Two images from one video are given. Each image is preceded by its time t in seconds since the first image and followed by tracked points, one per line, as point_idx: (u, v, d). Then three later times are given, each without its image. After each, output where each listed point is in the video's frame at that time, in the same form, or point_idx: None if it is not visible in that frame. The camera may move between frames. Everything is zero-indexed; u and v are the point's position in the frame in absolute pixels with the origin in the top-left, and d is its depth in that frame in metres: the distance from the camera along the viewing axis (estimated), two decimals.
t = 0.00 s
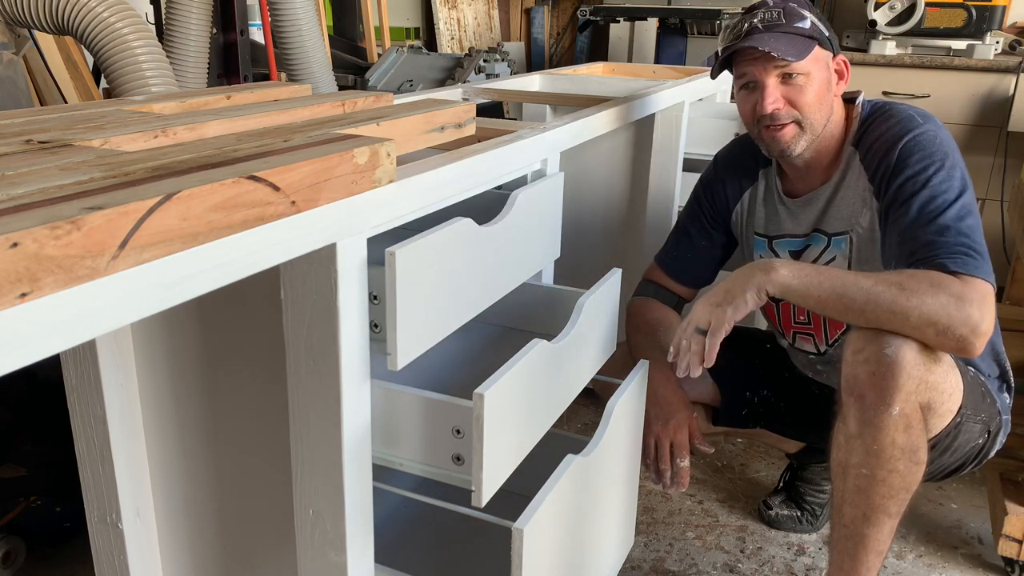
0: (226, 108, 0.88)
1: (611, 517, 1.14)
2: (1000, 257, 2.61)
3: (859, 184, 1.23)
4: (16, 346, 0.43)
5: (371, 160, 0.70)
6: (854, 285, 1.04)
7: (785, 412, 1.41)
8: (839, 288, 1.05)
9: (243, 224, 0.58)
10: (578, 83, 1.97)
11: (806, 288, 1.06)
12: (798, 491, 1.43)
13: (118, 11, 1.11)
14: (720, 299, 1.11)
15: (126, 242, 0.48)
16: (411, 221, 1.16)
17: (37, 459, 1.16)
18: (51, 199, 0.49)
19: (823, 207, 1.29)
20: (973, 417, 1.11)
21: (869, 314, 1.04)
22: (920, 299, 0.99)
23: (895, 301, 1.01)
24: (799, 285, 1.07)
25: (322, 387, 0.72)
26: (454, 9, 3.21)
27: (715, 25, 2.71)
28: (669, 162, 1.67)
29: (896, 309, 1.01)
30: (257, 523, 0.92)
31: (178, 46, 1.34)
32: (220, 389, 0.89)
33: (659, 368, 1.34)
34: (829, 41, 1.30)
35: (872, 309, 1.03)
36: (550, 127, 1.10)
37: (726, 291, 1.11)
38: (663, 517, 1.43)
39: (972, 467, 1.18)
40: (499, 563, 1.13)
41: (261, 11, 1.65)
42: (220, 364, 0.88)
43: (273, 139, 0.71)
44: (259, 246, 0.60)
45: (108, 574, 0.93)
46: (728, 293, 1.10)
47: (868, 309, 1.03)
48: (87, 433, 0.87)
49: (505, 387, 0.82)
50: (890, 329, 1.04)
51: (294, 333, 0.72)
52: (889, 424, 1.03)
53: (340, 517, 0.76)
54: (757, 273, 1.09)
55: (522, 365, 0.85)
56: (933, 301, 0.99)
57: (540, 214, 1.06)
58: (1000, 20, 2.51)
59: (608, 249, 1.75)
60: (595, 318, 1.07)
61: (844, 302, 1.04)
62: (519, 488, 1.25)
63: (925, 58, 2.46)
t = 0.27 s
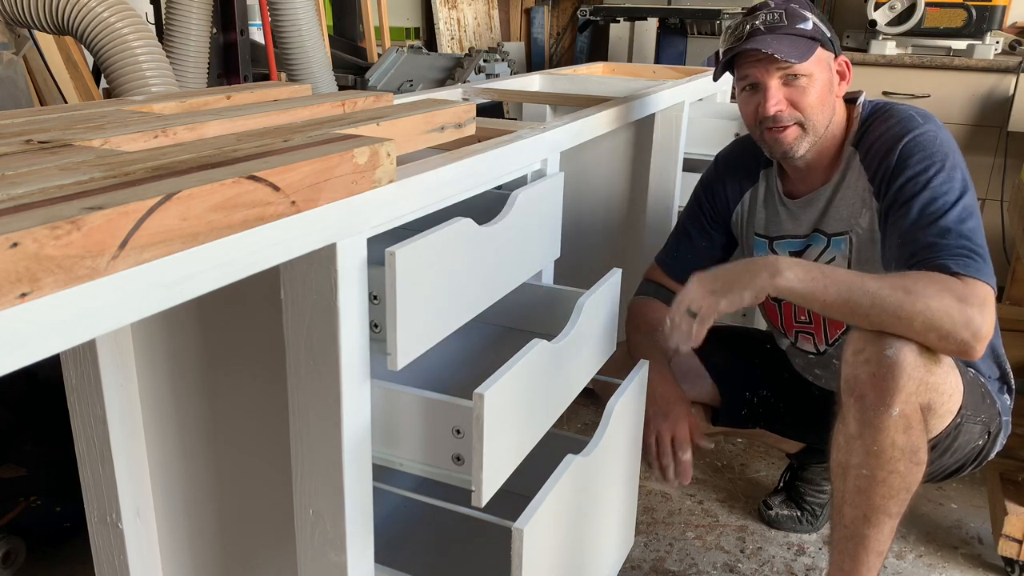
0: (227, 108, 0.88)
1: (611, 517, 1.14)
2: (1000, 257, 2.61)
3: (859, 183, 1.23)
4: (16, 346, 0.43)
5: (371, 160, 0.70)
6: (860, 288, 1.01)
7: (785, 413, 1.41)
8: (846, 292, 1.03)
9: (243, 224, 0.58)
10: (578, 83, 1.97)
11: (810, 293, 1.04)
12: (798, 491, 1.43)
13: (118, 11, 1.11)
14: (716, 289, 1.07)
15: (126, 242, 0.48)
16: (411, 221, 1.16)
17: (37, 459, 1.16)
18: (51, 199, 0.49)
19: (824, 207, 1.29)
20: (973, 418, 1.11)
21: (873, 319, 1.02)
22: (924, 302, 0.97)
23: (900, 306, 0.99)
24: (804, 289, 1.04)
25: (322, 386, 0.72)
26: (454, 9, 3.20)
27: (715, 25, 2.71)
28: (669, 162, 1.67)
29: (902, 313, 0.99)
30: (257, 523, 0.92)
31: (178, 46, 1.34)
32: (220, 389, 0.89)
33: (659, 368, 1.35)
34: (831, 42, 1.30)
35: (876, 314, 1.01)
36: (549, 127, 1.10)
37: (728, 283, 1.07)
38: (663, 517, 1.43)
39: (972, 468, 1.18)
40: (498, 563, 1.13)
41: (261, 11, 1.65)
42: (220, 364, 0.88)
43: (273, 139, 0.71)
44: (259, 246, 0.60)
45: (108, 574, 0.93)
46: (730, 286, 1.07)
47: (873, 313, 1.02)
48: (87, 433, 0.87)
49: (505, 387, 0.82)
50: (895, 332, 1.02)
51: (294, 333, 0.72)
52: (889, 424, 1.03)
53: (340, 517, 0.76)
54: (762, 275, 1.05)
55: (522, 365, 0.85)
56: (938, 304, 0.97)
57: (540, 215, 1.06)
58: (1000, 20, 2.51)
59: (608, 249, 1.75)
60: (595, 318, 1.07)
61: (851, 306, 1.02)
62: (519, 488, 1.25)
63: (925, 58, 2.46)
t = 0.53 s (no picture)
0: (226, 108, 0.88)
1: (611, 517, 1.14)
2: (1000, 257, 2.61)
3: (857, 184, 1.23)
4: (16, 346, 0.43)
5: (371, 160, 0.70)
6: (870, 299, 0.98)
7: (782, 416, 1.41)
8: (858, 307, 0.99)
9: (243, 224, 0.58)
10: (578, 83, 1.97)
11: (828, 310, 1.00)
12: (798, 491, 1.43)
13: (118, 11, 1.11)
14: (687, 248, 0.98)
15: (126, 242, 0.49)
16: (411, 221, 1.16)
17: (37, 459, 1.16)
18: (51, 199, 0.49)
19: (822, 205, 1.30)
20: (972, 420, 1.11)
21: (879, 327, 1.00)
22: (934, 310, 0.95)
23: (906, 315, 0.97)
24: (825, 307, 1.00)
25: (322, 386, 0.72)
26: (454, 9, 3.20)
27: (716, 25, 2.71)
28: (670, 162, 1.65)
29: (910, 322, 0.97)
30: (258, 523, 0.92)
31: (178, 46, 1.34)
32: (220, 389, 0.89)
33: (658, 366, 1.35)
34: (828, 39, 1.28)
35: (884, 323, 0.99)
36: (549, 127, 1.10)
37: (772, 278, 0.97)
38: (663, 517, 1.43)
39: (969, 470, 1.18)
40: (498, 563, 1.13)
41: (261, 11, 1.65)
42: (219, 364, 0.88)
43: (273, 139, 0.71)
44: (259, 246, 0.60)
45: (108, 574, 0.93)
46: (772, 283, 0.98)
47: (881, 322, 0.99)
48: (87, 433, 0.88)
49: (505, 388, 0.81)
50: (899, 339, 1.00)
51: (294, 333, 0.72)
52: (886, 428, 1.03)
53: (340, 517, 0.76)
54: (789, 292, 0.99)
55: (522, 365, 0.85)
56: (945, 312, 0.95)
57: (540, 214, 1.06)
58: (1000, 20, 2.51)
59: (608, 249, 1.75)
60: (595, 318, 1.08)
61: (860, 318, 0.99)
62: (519, 487, 1.24)
63: (925, 58, 2.46)
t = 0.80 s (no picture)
0: (227, 108, 0.88)
1: (611, 517, 1.14)
2: (1000, 257, 2.62)
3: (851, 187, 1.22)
4: (16, 346, 0.43)
5: (371, 160, 0.70)
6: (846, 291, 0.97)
7: (784, 417, 1.41)
8: (831, 293, 0.97)
9: (243, 224, 0.58)
10: (577, 83, 1.97)
11: (786, 297, 0.98)
12: (798, 491, 1.43)
13: (118, 11, 1.11)
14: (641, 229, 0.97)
15: (126, 242, 0.49)
16: (411, 222, 1.17)
17: (37, 459, 1.16)
18: (51, 199, 0.49)
19: (815, 208, 1.29)
20: (972, 421, 1.11)
21: (859, 318, 0.98)
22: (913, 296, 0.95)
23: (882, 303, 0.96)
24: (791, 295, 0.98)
25: (321, 385, 0.72)
26: (454, 9, 3.20)
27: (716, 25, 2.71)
28: (669, 162, 1.66)
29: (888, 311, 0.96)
30: (258, 523, 0.92)
31: (178, 46, 1.34)
32: (220, 389, 0.89)
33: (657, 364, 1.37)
34: (819, 42, 1.25)
35: (861, 312, 0.97)
36: (550, 127, 1.10)
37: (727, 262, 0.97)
38: (663, 517, 1.43)
39: (972, 472, 1.18)
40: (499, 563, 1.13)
41: (261, 11, 1.65)
42: (219, 364, 0.88)
43: (273, 139, 0.71)
44: (259, 246, 0.60)
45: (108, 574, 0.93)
46: (727, 269, 0.97)
47: (859, 311, 0.97)
48: (87, 433, 0.87)
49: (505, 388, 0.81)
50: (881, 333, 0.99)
51: (294, 333, 0.72)
52: (883, 430, 1.03)
53: (340, 517, 0.76)
54: (746, 278, 0.98)
55: (522, 365, 0.85)
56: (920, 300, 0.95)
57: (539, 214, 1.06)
58: (1000, 20, 2.51)
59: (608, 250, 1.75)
60: (594, 319, 1.08)
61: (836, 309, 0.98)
62: (520, 488, 1.24)
63: (925, 58, 2.46)
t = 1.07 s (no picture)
0: (227, 108, 0.88)
1: (611, 518, 1.14)
2: (1000, 257, 2.61)
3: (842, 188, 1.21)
4: (16, 346, 0.43)
5: (371, 160, 0.70)
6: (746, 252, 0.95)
7: (787, 416, 1.41)
8: (729, 256, 0.95)
9: (243, 224, 0.58)
10: (577, 83, 1.97)
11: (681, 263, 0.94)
12: (798, 491, 1.43)
13: (118, 11, 1.11)
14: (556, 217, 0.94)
15: (126, 242, 0.48)
16: (411, 221, 1.17)
17: (37, 460, 1.16)
18: (51, 199, 0.49)
19: (812, 208, 1.27)
20: (976, 419, 1.10)
21: (763, 281, 0.96)
22: (820, 258, 0.93)
23: (790, 265, 0.94)
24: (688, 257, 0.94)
25: (321, 385, 0.72)
26: (454, 9, 3.20)
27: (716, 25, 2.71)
28: (670, 162, 1.65)
29: (799, 273, 0.95)
30: (258, 523, 0.92)
31: (178, 46, 1.34)
32: (220, 389, 0.88)
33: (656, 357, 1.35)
34: (820, 43, 1.25)
35: (764, 276, 0.95)
36: (550, 127, 1.10)
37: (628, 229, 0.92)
38: (663, 517, 1.43)
39: (974, 471, 1.18)
40: (498, 563, 1.13)
41: (261, 11, 1.65)
42: (219, 364, 0.88)
43: (273, 139, 0.71)
44: (259, 246, 0.60)
45: (108, 574, 0.93)
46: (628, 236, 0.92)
47: (763, 274, 0.95)
48: (87, 433, 0.88)
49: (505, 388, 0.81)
50: (788, 296, 0.97)
51: (294, 333, 0.72)
52: (888, 425, 1.04)
53: (340, 517, 0.76)
54: (643, 241, 0.93)
55: (522, 365, 0.85)
56: (827, 259, 0.93)
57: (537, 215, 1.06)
58: (1000, 20, 2.51)
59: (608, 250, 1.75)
60: (594, 319, 1.07)
61: (736, 272, 0.95)
62: (520, 488, 1.25)
63: (925, 58, 2.46)
